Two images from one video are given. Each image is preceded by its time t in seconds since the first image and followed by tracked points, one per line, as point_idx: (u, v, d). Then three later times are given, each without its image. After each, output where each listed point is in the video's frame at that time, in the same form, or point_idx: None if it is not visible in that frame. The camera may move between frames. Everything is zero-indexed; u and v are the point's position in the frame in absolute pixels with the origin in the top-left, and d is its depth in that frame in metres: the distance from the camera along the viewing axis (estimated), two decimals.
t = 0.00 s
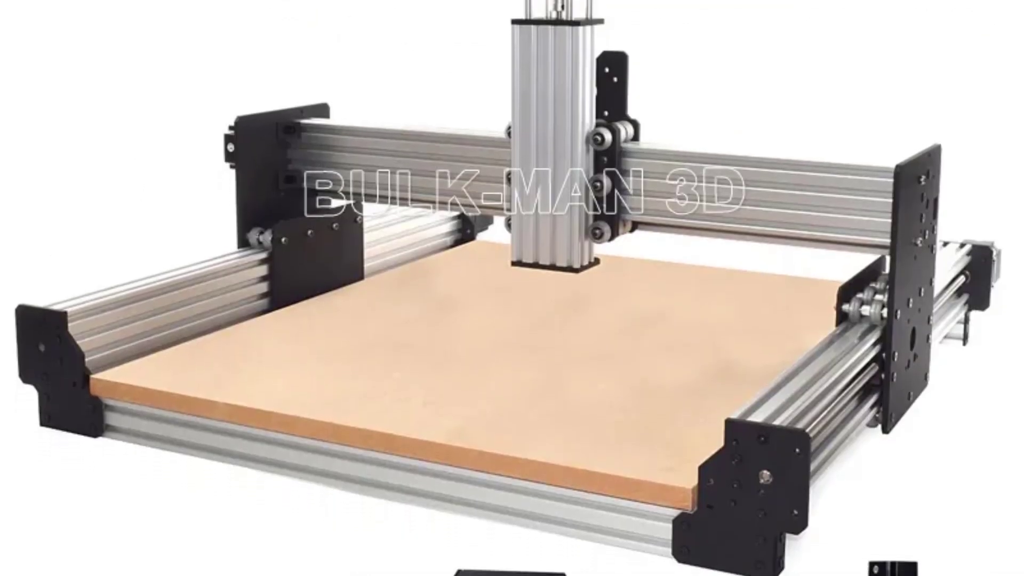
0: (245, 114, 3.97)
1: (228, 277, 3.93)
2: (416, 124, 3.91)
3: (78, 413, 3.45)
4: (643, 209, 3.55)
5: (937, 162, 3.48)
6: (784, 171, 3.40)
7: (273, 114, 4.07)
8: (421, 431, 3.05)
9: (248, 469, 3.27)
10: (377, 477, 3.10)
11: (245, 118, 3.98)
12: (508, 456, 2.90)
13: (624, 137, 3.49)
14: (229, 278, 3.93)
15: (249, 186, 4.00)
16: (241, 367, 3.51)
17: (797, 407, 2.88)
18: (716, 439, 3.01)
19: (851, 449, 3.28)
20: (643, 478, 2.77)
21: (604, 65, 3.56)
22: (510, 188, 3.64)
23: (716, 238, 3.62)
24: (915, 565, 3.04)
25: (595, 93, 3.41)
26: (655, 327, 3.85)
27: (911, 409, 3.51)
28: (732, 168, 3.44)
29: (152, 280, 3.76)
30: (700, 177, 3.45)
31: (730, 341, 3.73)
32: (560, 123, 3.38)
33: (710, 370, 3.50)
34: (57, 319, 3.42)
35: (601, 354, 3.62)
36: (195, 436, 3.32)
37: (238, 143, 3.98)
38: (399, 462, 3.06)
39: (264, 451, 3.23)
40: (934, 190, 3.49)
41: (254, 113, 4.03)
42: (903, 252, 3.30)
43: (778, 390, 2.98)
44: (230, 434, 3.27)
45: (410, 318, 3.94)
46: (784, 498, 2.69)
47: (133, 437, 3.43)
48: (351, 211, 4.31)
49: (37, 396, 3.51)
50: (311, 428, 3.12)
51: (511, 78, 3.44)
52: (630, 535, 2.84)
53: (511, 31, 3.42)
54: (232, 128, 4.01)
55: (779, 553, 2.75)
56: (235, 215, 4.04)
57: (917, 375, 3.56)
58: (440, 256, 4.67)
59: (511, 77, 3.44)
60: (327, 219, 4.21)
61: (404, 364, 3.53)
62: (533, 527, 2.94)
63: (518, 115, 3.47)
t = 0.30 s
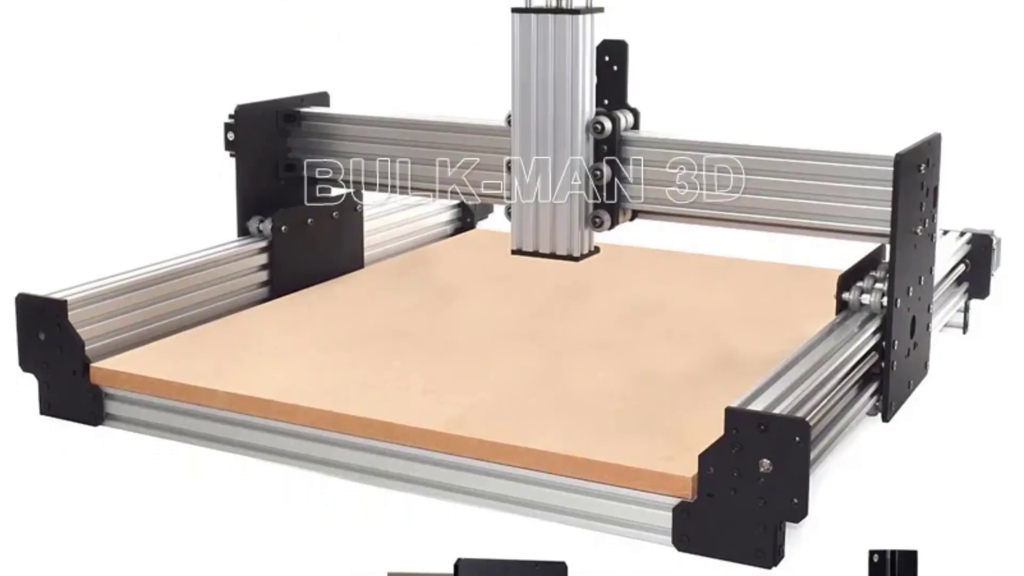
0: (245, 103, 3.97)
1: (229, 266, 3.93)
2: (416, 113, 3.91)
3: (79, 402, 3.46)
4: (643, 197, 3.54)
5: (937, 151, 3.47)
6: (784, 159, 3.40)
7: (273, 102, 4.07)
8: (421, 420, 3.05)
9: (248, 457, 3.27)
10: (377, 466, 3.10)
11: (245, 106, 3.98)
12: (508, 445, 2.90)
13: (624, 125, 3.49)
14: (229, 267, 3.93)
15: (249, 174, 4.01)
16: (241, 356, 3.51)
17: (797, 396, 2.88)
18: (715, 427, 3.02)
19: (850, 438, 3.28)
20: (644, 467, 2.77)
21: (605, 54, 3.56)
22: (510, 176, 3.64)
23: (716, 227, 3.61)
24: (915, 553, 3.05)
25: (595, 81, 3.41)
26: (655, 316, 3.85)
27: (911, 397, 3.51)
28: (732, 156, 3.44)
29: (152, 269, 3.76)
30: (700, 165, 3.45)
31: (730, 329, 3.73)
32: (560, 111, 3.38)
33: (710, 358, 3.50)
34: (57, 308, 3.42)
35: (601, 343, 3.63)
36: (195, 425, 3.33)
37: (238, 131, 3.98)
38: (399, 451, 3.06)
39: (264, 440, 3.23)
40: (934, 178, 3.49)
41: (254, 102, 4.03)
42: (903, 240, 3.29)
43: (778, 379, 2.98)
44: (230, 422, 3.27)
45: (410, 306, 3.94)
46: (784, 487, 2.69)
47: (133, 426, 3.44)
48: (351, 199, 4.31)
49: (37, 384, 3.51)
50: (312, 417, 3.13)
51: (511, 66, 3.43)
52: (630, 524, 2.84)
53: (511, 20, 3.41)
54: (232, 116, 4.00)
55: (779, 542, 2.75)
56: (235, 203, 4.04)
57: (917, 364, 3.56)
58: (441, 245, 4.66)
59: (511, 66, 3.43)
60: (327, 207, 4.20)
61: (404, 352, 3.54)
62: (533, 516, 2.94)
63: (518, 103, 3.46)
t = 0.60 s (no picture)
0: (245, 90, 3.97)
1: (229, 253, 3.93)
2: (416, 100, 3.91)
3: (78, 389, 3.46)
4: (643, 183, 3.54)
5: (937, 138, 3.47)
6: (784, 146, 3.39)
7: (273, 89, 4.07)
8: (421, 406, 3.05)
9: (248, 444, 3.27)
10: (377, 453, 3.11)
11: (245, 93, 3.98)
12: (508, 431, 2.91)
13: (624, 112, 3.49)
14: (230, 254, 3.93)
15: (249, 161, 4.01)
16: (241, 342, 3.51)
17: (796, 383, 2.88)
18: (715, 414, 3.02)
19: (850, 425, 3.29)
20: (644, 454, 2.78)
21: (606, 40, 3.56)
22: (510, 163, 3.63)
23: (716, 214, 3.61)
24: (914, 540, 3.05)
25: (595, 68, 3.41)
26: (655, 302, 3.85)
27: (911, 384, 3.51)
28: (732, 143, 3.44)
29: (152, 256, 3.76)
30: (700, 152, 3.45)
31: (730, 316, 3.73)
32: (560, 98, 3.37)
33: (709, 345, 3.50)
34: (57, 295, 3.42)
35: (600, 330, 3.63)
36: (195, 412, 3.33)
37: (238, 118, 3.98)
38: (399, 438, 3.07)
39: (264, 427, 3.23)
40: (934, 165, 3.48)
41: (254, 88, 4.03)
42: (903, 227, 3.29)
43: (778, 366, 2.98)
44: (230, 409, 3.28)
45: (410, 293, 3.94)
46: (784, 474, 2.69)
47: (133, 413, 3.44)
48: (351, 186, 4.31)
49: (37, 371, 3.51)
50: (311, 404, 3.13)
51: (511, 53, 3.42)
52: (630, 511, 2.84)
53: (511, 6, 3.41)
54: (232, 103, 4.00)
55: (779, 529, 2.76)
56: (235, 190, 4.04)
57: (917, 351, 3.56)
58: (441, 232, 4.66)
59: (511, 52, 3.42)
60: (327, 194, 4.20)
61: (404, 339, 3.54)
62: (533, 503, 2.94)
63: (517, 90, 3.45)
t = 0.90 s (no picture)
0: (244, 76, 3.97)
1: (229, 239, 3.93)
2: (415, 85, 3.90)
3: (79, 374, 3.46)
4: (643, 169, 3.54)
5: (937, 123, 3.46)
6: (784, 131, 3.39)
7: (273, 75, 4.06)
8: (421, 392, 3.06)
9: (248, 430, 3.28)
10: (377, 439, 3.11)
11: (245, 79, 3.98)
12: (508, 417, 2.91)
13: (624, 98, 3.48)
14: (230, 239, 3.93)
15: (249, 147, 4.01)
16: (241, 328, 3.52)
17: (796, 368, 2.88)
18: (714, 400, 3.02)
19: (851, 410, 3.29)
20: (644, 440, 2.78)
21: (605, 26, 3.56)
22: (510, 149, 3.63)
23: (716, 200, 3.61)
24: (914, 525, 3.06)
25: (595, 53, 3.40)
26: (655, 288, 3.85)
27: (911, 370, 3.51)
28: (732, 129, 3.43)
29: (152, 242, 3.76)
30: (700, 138, 3.44)
31: (729, 301, 3.73)
32: (560, 83, 3.37)
33: (709, 330, 3.50)
34: (57, 280, 3.42)
35: (600, 315, 3.63)
36: (195, 397, 3.33)
37: (238, 104, 3.98)
38: (398, 423, 3.07)
39: (264, 412, 3.24)
40: (934, 151, 3.48)
41: (254, 74, 4.03)
42: (903, 213, 3.29)
43: (778, 351, 2.98)
44: (230, 395, 3.28)
45: (410, 279, 3.94)
46: (784, 459, 2.69)
47: (133, 398, 3.44)
48: (351, 171, 4.30)
49: (37, 357, 3.51)
50: (311, 389, 3.13)
51: (511, 38, 3.42)
52: (630, 496, 2.84)
53: None
54: (232, 89, 4.00)
55: (779, 515, 2.76)
56: (235, 176, 4.04)
57: (917, 336, 3.56)
58: (441, 217, 4.66)
59: (511, 38, 3.42)
60: (327, 180, 4.20)
61: (404, 324, 3.54)
62: (533, 488, 2.95)
63: (517, 75, 3.45)
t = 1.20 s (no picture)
0: (244, 60, 3.97)
1: (229, 223, 3.93)
2: (416, 69, 3.90)
3: (78, 358, 3.47)
4: (643, 153, 3.53)
5: (937, 107, 3.46)
6: (784, 115, 3.38)
7: (273, 59, 4.06)
8: (421, 376, 3.06)
9: (248, 413, 3.28)
10: (377, 423, 3.11)
11: (245, 63, 3.97)
12: (508, 401, 2.91)
13: (624, 82, 3.47)
14: (229, 224, 3.93)
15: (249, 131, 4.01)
16: (241, 312, 3.52)
17: (796, 352, 2.88)
18: (714, 383, 3.03)
19: (851, 394, 3.29)
20: (643, 424, 2.78)
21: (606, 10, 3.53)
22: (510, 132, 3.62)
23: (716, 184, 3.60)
24: (914, 509, 3.06)
25: (595, 37, 3.39)
26: (655, 272, 3.85)
27: (911, 354, 3.51)
28: (731, 113, 3.43)
29: (152, 226, 3.76)
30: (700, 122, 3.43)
31: (729, 285, 3.74)
32: (560, 67, 3.37)
33: (709, 314, 3.50)
34: (57, 264, 3.43)
35: (600, 299, 3.63)
36: (195, 381, 3.34)
37: (238, 88, 3.98)
38: (398, 408, 3.07)
39: (264, 396, 3.24)
40: (934, 135, 3.47)
41: (254, 58, 4.02)
42: (903, 197, 3.28)
43: (778, 335, 2.98)
44: (230, 379, 3.28)
45: (410, 263, 3.94)
46: (784, 443, 2.69)
47: (133, 382, 3.45)
48: (351, 155, 4.30)
49: (37, 340, 3.52)
50: (311, 373, 3.13)
51: (511, 23, 3.42)
52: (630, 480, 2.85)
53: None
54: (232, 73, 4.00)
55: (780, 499, 2.76)
56: (235, 159, 4.04)
57: (917, 320, 3.56)
58: (441, 201, 4.65)
59: (511, 22, 3.42)
60: (327, 163, 4.20)
61: (404, 308, 3.54)
62: (533, 472, 2.95)
63: (517, 59, 3.44)
